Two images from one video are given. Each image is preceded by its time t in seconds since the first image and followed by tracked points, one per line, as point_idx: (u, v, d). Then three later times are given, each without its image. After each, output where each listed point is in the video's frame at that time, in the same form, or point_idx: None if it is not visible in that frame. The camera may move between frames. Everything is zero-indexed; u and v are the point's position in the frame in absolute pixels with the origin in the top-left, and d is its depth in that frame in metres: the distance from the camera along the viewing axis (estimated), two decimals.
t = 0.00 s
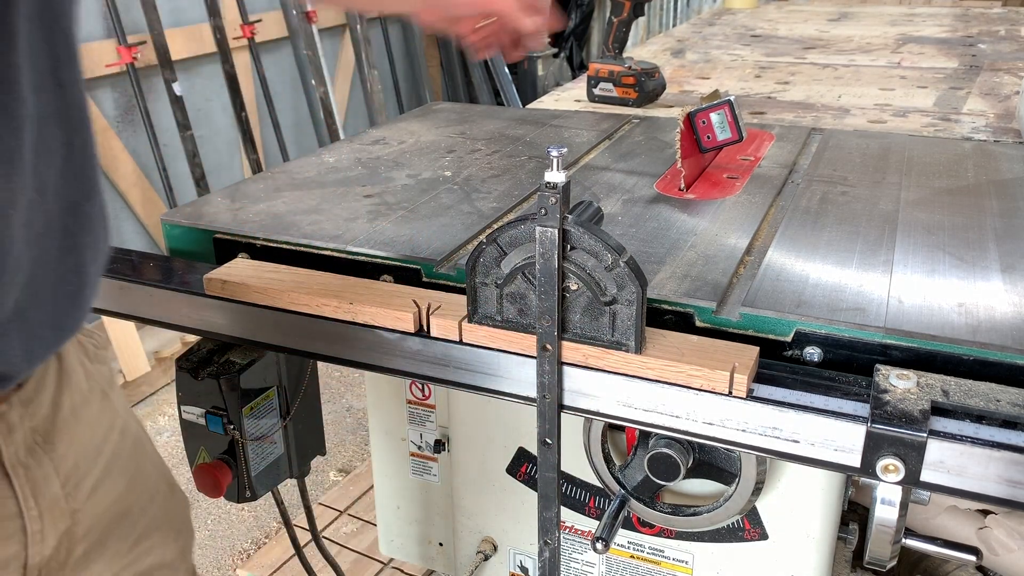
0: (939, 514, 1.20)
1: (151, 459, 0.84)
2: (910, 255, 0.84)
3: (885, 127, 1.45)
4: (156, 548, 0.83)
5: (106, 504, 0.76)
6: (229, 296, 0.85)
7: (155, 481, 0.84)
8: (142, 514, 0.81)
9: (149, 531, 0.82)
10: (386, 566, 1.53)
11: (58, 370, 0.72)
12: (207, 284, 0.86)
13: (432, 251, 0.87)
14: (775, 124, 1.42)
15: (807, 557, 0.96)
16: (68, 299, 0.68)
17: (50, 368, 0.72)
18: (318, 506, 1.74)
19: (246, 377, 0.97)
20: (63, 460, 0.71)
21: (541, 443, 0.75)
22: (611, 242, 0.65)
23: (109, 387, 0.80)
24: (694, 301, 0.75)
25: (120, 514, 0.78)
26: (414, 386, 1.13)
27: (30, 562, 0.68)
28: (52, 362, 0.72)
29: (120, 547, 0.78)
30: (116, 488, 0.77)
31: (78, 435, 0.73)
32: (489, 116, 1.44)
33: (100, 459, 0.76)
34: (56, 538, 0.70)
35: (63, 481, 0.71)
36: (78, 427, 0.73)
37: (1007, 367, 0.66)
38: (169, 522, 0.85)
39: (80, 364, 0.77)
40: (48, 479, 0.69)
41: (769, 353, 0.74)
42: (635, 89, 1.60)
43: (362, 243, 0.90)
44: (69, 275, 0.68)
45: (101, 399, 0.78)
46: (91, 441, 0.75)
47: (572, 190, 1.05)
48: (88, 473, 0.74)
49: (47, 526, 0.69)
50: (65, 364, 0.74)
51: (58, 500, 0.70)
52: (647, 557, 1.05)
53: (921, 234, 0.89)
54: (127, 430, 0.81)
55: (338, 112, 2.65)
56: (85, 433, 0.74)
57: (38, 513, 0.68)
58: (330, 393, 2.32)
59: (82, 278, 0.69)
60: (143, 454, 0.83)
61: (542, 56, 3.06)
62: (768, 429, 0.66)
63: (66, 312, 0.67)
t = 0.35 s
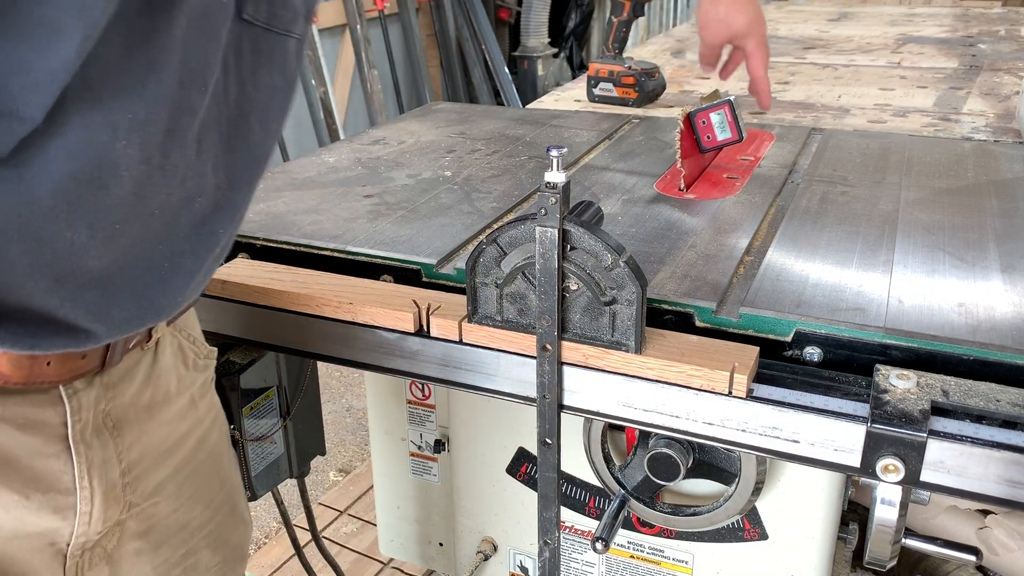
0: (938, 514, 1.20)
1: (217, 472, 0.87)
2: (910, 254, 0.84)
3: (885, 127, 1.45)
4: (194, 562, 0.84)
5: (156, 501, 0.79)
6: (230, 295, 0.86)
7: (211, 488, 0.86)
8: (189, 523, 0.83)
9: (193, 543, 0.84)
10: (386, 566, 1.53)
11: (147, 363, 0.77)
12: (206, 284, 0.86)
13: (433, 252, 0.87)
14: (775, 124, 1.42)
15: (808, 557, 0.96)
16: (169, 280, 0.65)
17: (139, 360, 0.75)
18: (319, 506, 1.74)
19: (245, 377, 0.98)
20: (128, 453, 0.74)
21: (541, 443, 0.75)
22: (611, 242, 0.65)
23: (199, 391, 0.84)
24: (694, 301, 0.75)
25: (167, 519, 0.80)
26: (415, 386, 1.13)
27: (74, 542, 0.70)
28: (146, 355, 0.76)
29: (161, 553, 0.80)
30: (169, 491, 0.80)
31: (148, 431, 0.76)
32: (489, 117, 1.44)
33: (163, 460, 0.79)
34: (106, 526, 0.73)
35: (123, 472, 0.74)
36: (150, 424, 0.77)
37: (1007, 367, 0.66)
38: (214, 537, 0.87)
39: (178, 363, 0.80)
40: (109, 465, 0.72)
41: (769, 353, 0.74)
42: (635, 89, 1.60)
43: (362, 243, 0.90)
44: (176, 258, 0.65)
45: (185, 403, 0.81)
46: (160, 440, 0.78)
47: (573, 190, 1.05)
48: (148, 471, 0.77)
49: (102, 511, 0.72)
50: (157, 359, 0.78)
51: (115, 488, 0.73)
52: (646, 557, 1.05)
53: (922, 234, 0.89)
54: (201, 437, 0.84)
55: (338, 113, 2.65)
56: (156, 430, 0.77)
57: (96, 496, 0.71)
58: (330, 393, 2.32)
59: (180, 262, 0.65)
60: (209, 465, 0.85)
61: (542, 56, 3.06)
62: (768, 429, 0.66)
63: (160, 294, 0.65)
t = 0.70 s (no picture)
0: (938, 514, 1.20)
1: (233, 466, 0.85)
2: (910, 254, 0.84)
3: (885, 127, 1.45)
4: (203, 554, 0.82)
5: (168, 487, 0.77)
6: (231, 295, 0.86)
7: (225, 483, 0.84)
8: (200, 513, 0.81)
9: (203, 536, 0.82)
10: (386, 566, 1.53)
11: (172, 353, 0.75)
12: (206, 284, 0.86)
13: (433, 252, 0.87)
14: (775, 124, 1.42)
15: (808, 557, 0.96)
16: (217, 256, 0.65)
17: (165, 348, 0.74)
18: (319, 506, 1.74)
19: (246, 377, 0.97)
20: (144, 436, 0.73)
21: (541, 443, 0.75)
22: (611, 242, 0.65)
23: (221, 385, 0.82)
24: (693, 301, 0.75)
25: (177, 507, 0.79)
26: (415, 386, 1.13)
27: (81, 518, 0.69)
28: (173, 344, 0.75)
29: (168, 539, 0.78)
30: (182, 479, 0.78)
31: (164, 419, 0.75)
32: (489, 117, 1.44)
33: (177, 448, 0.77)
34: (114, 507, 0.71)
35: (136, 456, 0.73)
36: (166, 411, 0.75)
37: (1007, 367, 0.66)
38: (227, 531, 0.84)
39: (204, 356, 0.79)
40: (123, 446, 0.71)
41: (769, 353, 0.74)
42: (635, 89, 1.60)
43: (361, 243, 0.90)
44: (223, 235, 0.65)
45: (205, 394, 0.80)
46: (176, 428, 0.77)
47: (573, 190, 1.05)
48: (162, 457, 0.75)
49: (112, 491, 0.70)
50: (183, 349, 0.76)
51: (127, 469, 0.72)
52: (646, 557, 1.05)
53: (922, 234, 0.89)
54: (217, 429, 0.82)
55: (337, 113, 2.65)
56: (172, 418, 0.76)
57: (107, 474, 0.70)
58: (330, 393, 2.32)
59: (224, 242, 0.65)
60: (224, 459, 0.84)
61: (542, 56, 3.06)
62: (768, 428, 0.66)
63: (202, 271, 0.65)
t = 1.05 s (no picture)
0: (938, 514, 1.20)
1: (227, 467, 0.85)
2: (910, 254, 0.84)
3: (885, 127, 1.45)
4: (197, 554, 0.81)
5: (157, 487, 0.77)
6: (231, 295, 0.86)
7: (218, 481, 0.84)
8: (192, 513, 0.81)
9: (196, 536, 0.81)
10: (386, 566, 1.53)
11: (160, 352, 0.75)
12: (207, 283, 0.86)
13: (433, 252, 0.87)
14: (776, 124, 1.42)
15: (808, 557, 0.96)
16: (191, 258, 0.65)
17: (151, 348, 0.74)
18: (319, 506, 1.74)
19: (246, 377, 0.97)
20: (128, 436, 0.72)
21: (541, 443, 0.75)
22: (611, 242, 0.65)
23: (214, 385, 0.82)
24: (694, 301, 0.75)
25: (167, 507, 0.78)
26: (415, 386, 1.13)
27: (65, 518, 0.69)
28: (160, 345, 0.74)
29: (158, 540, 0.78)
30: (172, 479, 0.78)
31: (151, 418, 0.75)
32: (489, 117, 1.44)
33: (166, 448, 0.77)
34: (99, 506, 0.71)
35: (121, 455, 0.72)
36: (153, 410, 0.75)
37: (1007, 367, 0.66)
38: (220, 531, 0.84)
39: (195, 356, 0.79)
40: (106, 445, 0.71)
41: (769, 353, 0.74)
42: (635, 89, 1.60)
43: (362, 243, 0.90)
44: (199, 239, 0.65)
45: (197, 395, 0.79)
46: (166, 428, 0.76)
47: (573, 190, 1.05)
48: (149, 457, 0.75)
49: (95, 491, 0.70)
50: (171, 349, 0.76)
51: (110, 469, 0.71)
52: (646, 557, 1.05)
53: (922, 234, 0.89)
54: (210, 429, 0.82)
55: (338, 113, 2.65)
56: (160, 417, 0.76)
57: (89, 475, 0.69)
58: (330, 393, 2.32)
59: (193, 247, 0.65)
60: (218, 459, 0.83)
61: (542, 56, 3.06)
62: (768, 428, 0.66)
63: (175, 275, 0.65)
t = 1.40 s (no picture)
0: (939, 514, 1.20)
1: (224, 466, 0.85)
2: (910, 255, 0.84)
3: (885, 127, 1.45)
4: (194, 554, 0.82)
5: (148, 491, 0.77)
6: (230, 295, 0.86)
7: (215, 482, 0.84)
8: (189, 515, 0.81)
9: (195, 538, 0.82)
10: (386, 566, 1.53)
11: (146, 354, 0.75)
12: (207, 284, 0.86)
13: (433, 252, 0.87)
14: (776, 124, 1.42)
15: (808, 558, 0.96)
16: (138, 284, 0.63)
17: (139, 350, 0.74)
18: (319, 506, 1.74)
19: (245, 377, 0.97)
20: (116, 440, 0.73)
21: (541, 443, 0.75)
22: (611, 242, 0.65)
23: (207, 385, 0.82)
24: (694, 300, 0.75)
25: (162, 510, 0.78)
26: (415, 386, 1.13)
27: (54, 523, 0.71)
28: (147, 346, 0.74)
29: (154, 542, 0.78)
30: (164, 482, 0.78)
31: (142, 420, 0.75)
32: (489, 117, 1.44)
33: (158, 450, 0.77)
34: (89, 511, 0.72)
35: (109, 460, 0.73)
36: (141, 413, 0.75)
37: (1007, 367, 0.66)
38: (221, 532, 0.84)
39: (182, 356, 0.79)
40: (91, 451, 0.71)
41: (769, 353, 0.74)
42: (635, 89, 1.60)
43: (362, 243, 0.90)
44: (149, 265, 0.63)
45: (188, 395, 0.80)
46: (155, 430, 0.76)
47: (573, 190, 1.05)
48: (139, 460, 0.75)
49: (81, 497, 0.71)
50: (159, 350, 0.76)
51: (96, 474, 0.72)
52: (647, 557, 1.05)
53: (923, 235, 0.89)
54: (205, 429, 0.82)
55: (338, 113, 2.65)
56: (149, 420, 0.75)
57: (74, 481, 0.70)
58: (330, 393, 2.32)
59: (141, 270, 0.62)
60: (214, 459, 0.84)
61: (542, 56, 3.05)
62: (768, 428, 0.66)
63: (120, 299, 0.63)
